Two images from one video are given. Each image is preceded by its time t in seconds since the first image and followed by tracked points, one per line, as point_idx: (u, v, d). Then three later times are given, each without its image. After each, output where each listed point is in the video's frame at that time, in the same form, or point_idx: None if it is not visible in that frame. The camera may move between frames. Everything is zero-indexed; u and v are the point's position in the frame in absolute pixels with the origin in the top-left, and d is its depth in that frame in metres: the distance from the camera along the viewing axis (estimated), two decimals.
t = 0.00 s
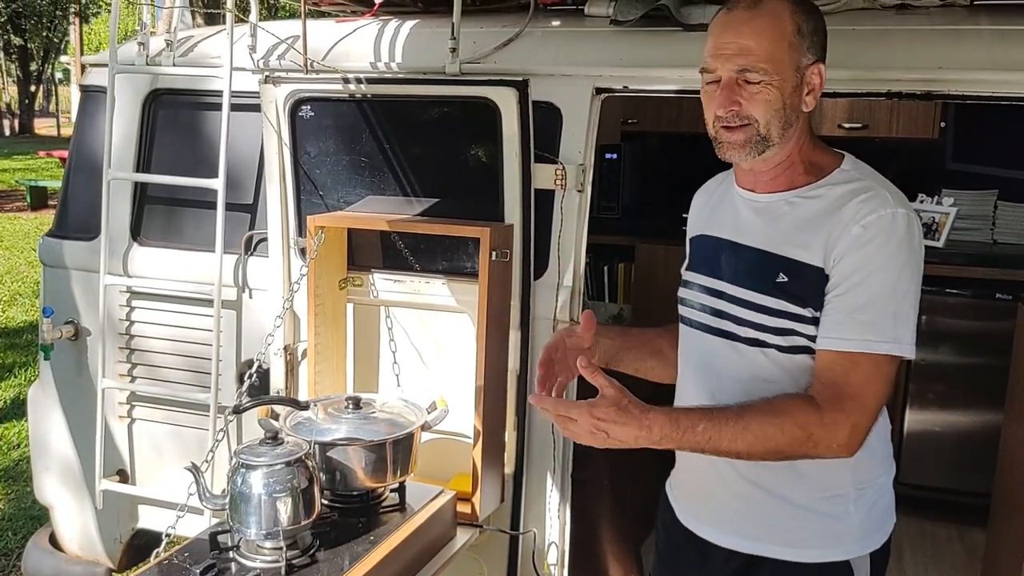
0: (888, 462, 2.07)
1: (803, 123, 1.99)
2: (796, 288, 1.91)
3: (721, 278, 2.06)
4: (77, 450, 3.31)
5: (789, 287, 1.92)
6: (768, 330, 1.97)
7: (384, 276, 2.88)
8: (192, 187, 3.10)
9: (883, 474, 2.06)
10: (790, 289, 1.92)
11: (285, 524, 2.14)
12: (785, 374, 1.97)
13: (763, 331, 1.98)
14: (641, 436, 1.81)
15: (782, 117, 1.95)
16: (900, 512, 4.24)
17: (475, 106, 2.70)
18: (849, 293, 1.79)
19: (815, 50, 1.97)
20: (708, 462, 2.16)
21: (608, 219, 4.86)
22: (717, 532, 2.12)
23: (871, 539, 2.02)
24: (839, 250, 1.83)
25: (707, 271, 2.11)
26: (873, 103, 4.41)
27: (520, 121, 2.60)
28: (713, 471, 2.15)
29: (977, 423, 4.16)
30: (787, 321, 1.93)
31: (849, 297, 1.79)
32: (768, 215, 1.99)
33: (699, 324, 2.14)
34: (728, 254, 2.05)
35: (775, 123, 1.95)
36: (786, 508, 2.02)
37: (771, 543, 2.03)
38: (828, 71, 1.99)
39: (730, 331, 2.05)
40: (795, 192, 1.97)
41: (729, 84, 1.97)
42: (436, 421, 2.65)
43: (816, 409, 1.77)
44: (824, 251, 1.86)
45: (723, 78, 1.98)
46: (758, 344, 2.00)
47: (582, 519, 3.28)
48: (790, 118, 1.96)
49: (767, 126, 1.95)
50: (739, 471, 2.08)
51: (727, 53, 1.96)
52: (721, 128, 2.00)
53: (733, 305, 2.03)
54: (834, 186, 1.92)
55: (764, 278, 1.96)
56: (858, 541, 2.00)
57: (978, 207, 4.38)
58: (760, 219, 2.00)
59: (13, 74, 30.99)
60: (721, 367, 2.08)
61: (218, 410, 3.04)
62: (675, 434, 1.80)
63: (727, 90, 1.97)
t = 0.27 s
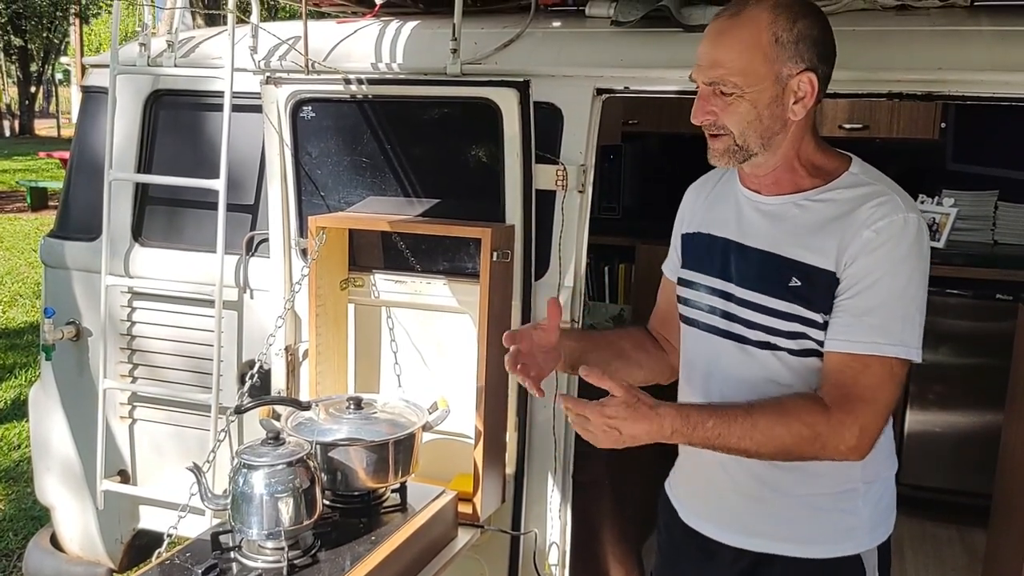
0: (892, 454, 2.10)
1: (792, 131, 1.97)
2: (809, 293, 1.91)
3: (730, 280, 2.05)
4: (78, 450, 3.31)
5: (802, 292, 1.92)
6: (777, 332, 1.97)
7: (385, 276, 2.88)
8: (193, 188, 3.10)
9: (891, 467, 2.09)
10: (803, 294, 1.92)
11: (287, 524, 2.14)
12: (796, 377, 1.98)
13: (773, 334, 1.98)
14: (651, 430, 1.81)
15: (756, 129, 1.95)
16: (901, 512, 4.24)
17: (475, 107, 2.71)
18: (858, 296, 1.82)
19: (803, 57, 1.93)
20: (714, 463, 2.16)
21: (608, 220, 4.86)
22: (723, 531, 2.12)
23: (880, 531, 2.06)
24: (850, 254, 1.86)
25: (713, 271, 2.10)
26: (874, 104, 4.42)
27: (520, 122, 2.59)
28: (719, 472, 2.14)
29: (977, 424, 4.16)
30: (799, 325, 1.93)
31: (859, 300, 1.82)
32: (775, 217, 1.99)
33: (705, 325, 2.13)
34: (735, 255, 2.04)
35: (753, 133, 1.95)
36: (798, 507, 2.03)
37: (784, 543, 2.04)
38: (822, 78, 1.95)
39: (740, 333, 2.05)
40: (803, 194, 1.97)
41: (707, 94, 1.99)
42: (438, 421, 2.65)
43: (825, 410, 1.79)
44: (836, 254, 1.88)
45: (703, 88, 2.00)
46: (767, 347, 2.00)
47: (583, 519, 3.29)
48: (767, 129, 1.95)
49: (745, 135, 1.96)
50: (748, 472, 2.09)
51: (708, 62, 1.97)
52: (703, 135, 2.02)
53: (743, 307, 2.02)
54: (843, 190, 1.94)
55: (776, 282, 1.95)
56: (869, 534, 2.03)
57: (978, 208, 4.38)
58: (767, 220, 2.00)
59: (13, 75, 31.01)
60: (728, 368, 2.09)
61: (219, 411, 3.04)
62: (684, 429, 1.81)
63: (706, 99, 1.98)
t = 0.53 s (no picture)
0: (889, 449, 2.11)
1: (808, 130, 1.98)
2: (810, 298, 1.91)
3: (728, 283, 2.04)
4: (79, 449, 3.31)
5: (803, 297, 1.92)
6: (777, 335, 1.97)
7: (386, 276, 2.88)
8: (194, 187, 3.10)
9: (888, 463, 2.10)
10: (802, 297, 1.92)
11: (288, 524, 2.14)
12: (796, 380, 1.98)
13: (772, 337, 1.98)
14: (642, 399, 1.83)
15: (788, 119, 1.94)
16: (901, 512, 4.24)
17: (476, 106, 2.71)
18: (857, 297, 1.83)
19: (830, 57, 1.96)
20: (715, 464, 2.15)
21: (609, 219, 4.86)
22: (725, 531, 2.12)
23: (880, 526, 2.06)
24: (848, 256, 1.86)
25: (710, 274, 2.09)
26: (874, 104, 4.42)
27: (521, 121, 2.59)
28: (720, 473, 2.13)
29: (978, 423, 4.16)
30: (800, 329, 1.93)
31: (857, 301, 1.83)
32: (774, 219, 1.98)
33: (702, 328, 2.12)
34: (734, 258, 2.04)
35: (780, 127, 1.94)
36: (801, 506, 2.03)
37: (790, 542, 2.03)
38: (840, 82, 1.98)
39: (739, 337, 2.04)
40: (802, 197, 1.97)
41: (740, 80, 1.96)
42: (438, 421, 2.65)
43: (819, 409, 1.79)
44: (835, 256, 1.88)
45: (735, 73, 1.97)
46: (767, 350, 2.00)
47: (584, 519, 3.29)
48: (796, 123, 1.95)
49: (773, 129, 1.94)
50: (748, 471, 2.08)
51: (745, 49, 1.94)
52: (725, 124, 1.98)
53: (742, 310, 2.01)
54: (842, 192, 1.94)
55: (776, 286, 1.95)
56: (870, 530, 2.04)
57: (979, 208, 4.38)
58: (766, 223, 1.99)
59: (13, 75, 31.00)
60: (726, 371, 2.08)
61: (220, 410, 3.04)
62: (674, 407, 1.81)
63: (738, 87, 1.96)
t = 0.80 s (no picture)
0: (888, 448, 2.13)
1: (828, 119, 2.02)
2: (815, 296, 1.91)
3: (730, 283, 2.04)
4: (79, 449, 3.31)
5: (808, 295, 1.91)
6: (781, 335, 1.97)
7: (386, 276, 2.88)
8: (194, 186, 3.10)
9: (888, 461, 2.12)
10: (807, 296, 1.92)
11: (289, 523, 2.14)
12: (799, 378, 1.99)
13: (777, 337, 1.98)
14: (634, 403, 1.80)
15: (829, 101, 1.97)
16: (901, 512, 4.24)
17: (476, 106, 2.70)
18: (858, 292, 1.84)
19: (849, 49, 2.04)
20: (717, 464, 2.14)
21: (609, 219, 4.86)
22: (728, 533, 2.11)
23: (883, 524, 2.08)
24: (852, 253, 1.87)
25: (711, 274, 2.08)
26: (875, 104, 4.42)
27: (523, 119, 2.60)
28: (723, 475, 2.13)
29: (978, 424, 4.15)
30: (805, 327, 1.93)
31: (858, 296, 1.84)
32: (778, 218, 1.98)
33: (704, 329, 2.11)
34: (736, 258, 2.03)
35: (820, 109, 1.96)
36: (806, 506, 2.03)
37: (795, 543, 2.03)
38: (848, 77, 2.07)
39: (744, 337, 2.04)
40: (806, 196, 1.97)
41: (787, 57, 1.96)
42: (437, 421, 2.64)
43: (814, 405, 1.79)
44: (838, 254, 1.89)
45: (781, 50, 1.97)
46: (771, 350, 2.00)
47: (584, 519, 3.28)
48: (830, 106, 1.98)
49: (814, 110, 1.95)
50: (751, 473, 2.08)
51: (791, 27, 1.95)
52: (767, 104, 1.96)
53: (745, 310, 2.01)
54: (845, 192, 1.95)
55: (781, 284, 1.95)
56: (873, 528, 2.05)
57: (979, 207, 4.39)
58: (770, 222, 1.99)
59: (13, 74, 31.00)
60: (729, 371, 2.08)
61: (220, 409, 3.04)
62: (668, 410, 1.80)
63: (783, 66, 1.96)
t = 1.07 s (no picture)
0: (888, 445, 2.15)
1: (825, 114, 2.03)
2: (814, 291, 1.90)
3: (728, 281, 2.03)
4: (78, 448, 3.30)
5: (807, 291, 1.91)
6: (782, 333, 1.96)
7: (385, 275, 2.88)
8: (194, 185, 3.09)
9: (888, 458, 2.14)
10: (807, 292, 1.91)
11: (288, 523, 2.13)
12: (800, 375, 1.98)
13: (778, 334, 1.97)
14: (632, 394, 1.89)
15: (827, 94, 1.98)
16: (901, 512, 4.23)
17: (476, 105, 2.70)
18: (850, 284, 1.85)
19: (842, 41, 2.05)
20: (723, 465, 2.13)
21: (609, 219, 4.86)
22: (732, 535, 2.11)
23: (886, 520, 2.10)
24: (848, 248, 1.87)
25: (710, 273, 2.07)
26: (875, 103, 4.42)
27: (523, 118, 2.60)
28: (726, 476, 2.12)
29: (979, 424, 4.15)
30: (806, 324, 1.92)
31: (849, 287, 1.85)
32: (775, 215, 1.98)
33: (704, 328, 2.10)
34: (734, 256, 2.02)
35: (819, 103, 1.96)
36: (816, 506, 2.04)
37: (804, 544, 2.03)
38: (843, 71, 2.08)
39: (745, 334, 2.02)
40: (804, 192, 1.97)
41: (786, 51, 1.96)
42: (436, 421, 2.65)
43: (800, 395, 1.80)
44: (835, 249, 1.89)
45: (779, 45, 1.97)
46: (772, 347, 1.99)
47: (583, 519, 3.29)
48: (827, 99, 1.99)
49: (814, 103, 1.95)
50: (755, 474, 2.07)
51: (789, 21, 1.96)
52: (767, 98, 1.96)
53: (745, 307, 2.00)
54: (842, 187, 1.95)
55: (779, 282, 1.94)
56: (879, 524, 2.07)
57: (979, 208, 4.39)
58: (768, 220, 1.98)
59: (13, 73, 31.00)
60: (728, 369, 2.06)
61: (219, 408, 3.04)
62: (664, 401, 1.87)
63: (782, 60, 1.96)
